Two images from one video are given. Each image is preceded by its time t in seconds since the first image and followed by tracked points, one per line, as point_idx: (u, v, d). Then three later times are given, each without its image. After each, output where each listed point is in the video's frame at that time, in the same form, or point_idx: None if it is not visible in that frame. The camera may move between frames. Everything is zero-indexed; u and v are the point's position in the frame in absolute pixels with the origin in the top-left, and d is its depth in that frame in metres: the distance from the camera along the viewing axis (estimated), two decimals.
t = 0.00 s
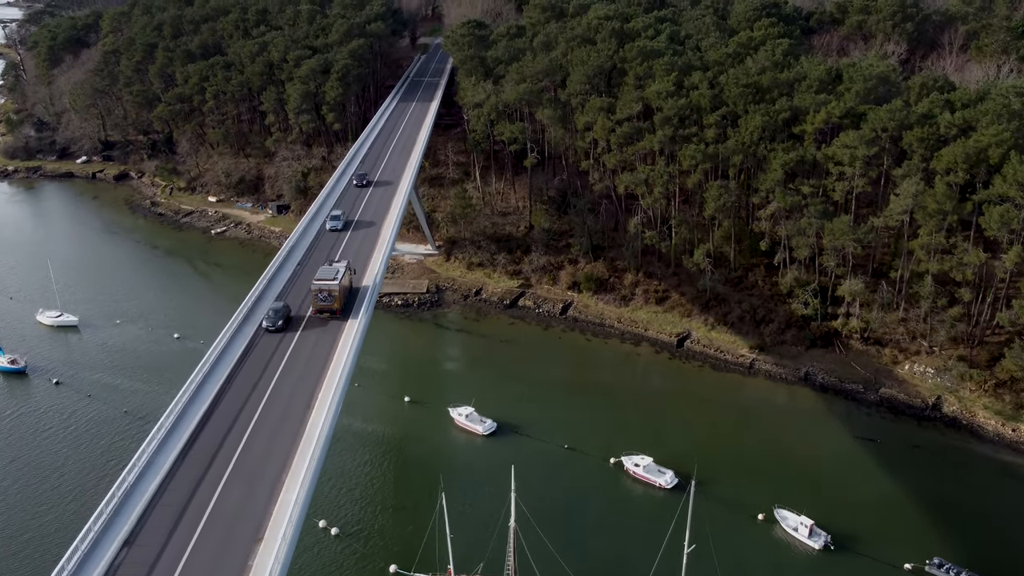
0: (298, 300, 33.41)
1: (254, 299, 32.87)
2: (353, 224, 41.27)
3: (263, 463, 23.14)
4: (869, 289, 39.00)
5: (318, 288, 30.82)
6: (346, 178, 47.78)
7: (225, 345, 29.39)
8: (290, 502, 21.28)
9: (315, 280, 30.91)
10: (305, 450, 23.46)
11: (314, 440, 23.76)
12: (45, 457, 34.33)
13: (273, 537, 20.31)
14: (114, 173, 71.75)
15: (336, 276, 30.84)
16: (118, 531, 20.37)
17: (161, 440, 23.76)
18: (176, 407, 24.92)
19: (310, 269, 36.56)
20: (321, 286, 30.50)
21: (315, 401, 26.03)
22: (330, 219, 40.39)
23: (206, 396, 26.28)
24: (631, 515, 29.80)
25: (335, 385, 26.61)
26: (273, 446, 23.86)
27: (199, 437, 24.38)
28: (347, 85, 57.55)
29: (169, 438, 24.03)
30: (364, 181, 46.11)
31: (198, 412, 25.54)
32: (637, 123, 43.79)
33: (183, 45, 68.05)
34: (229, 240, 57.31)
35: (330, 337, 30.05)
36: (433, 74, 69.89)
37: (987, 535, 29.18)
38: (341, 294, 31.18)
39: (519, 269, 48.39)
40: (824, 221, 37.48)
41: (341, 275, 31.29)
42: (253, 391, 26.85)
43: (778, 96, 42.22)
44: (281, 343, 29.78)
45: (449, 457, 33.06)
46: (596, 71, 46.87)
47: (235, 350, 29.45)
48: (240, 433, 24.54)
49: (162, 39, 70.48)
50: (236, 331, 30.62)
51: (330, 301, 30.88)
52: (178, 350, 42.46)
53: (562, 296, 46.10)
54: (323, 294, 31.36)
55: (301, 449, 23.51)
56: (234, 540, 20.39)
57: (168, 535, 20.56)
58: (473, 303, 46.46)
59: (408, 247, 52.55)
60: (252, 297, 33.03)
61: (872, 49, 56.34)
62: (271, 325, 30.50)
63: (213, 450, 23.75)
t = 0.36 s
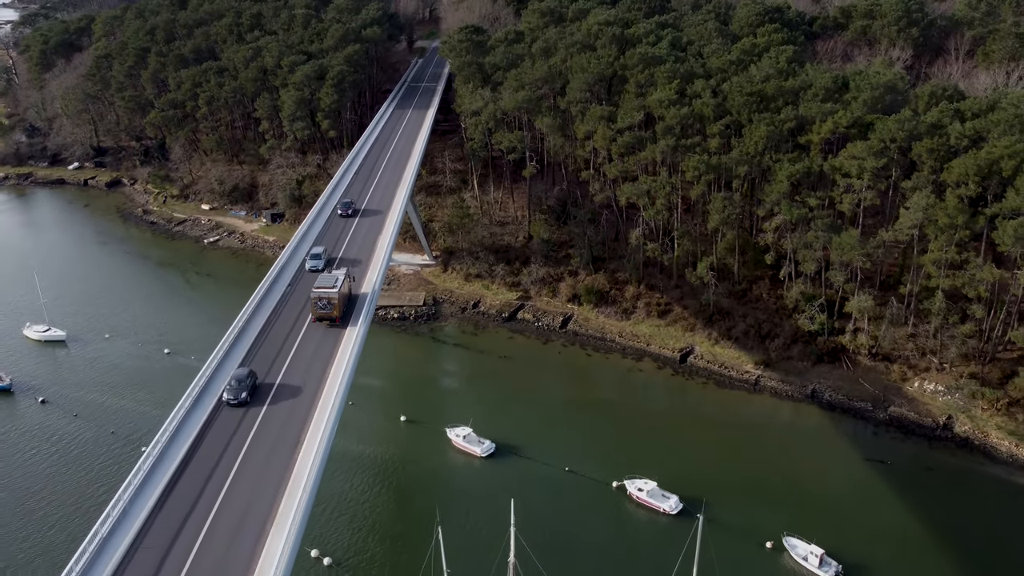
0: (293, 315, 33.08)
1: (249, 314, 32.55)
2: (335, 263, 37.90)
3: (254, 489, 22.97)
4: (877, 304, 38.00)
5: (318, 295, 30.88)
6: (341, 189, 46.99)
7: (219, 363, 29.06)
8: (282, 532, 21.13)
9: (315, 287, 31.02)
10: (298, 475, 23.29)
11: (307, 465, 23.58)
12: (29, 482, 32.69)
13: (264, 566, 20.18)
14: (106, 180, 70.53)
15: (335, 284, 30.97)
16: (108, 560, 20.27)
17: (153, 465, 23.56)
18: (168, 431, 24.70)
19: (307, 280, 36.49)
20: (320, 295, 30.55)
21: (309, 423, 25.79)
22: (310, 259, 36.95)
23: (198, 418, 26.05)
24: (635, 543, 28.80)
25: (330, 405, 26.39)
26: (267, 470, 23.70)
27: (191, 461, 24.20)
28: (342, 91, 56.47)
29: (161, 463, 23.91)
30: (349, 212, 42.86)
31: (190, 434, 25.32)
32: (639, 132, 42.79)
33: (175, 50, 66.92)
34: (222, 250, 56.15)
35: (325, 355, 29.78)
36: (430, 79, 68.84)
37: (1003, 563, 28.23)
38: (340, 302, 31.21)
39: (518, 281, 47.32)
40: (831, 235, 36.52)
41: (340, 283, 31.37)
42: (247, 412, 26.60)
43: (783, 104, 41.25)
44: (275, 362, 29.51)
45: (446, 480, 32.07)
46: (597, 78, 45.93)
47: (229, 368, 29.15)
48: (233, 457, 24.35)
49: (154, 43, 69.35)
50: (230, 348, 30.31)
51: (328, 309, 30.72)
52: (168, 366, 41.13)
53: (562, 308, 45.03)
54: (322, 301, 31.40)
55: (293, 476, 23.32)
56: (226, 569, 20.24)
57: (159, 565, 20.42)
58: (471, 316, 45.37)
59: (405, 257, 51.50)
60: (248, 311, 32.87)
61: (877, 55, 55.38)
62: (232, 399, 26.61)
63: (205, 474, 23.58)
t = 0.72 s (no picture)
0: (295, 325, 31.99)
1: (248, 325, 31.33)
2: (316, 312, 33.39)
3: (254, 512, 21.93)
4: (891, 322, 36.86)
5: (321, 304, 30.04)
6: (342, 197, 45.91)
7: (218, 377, 27.88)
8: (283, 556, 20.11)
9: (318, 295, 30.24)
10: (299, 496, 22.32)
11: (309, 484, 22.61)
12: (14, 508, 31.41)
13: None
14: (102, 186, 69.41)
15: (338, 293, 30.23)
16: None
17: (151, 484, 22.49)
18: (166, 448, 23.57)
19: (310, 284, 35.70)
20: (324, 303, 29.77)
21: (310, 438, 24.78)
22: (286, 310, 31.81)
23: (197, 434, 24.98)
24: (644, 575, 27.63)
25: (332, 419, 25.39)
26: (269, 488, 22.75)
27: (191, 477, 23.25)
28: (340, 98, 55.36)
29: (162, 477, 22.96)
30: (335, 249, 37.97)
31: (190, 451, 24.25)
32: (644, 143, 41.67)
33: (171, 55, 65.85)
34: (218, 260, 55.05)
35: (328, 364, 28.71)
36: (430, 85, 67.73)
37: None
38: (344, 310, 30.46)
39: (520, 294, 46.13)
40: (844, 251, 35.41)
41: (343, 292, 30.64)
42: (248, 427, 25.55)
43: (793, 115, 40.18)
44: (276, 373, 28.36)
45: (447, 507, 30.93)
46: (601, 87, 44.85)
47: (230, 381, 27.96)
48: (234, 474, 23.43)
49: (151, 48, 68.29)
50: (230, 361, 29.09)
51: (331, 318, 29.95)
52: (162, 382, 40.01)
53: (565, 323, 43.90)
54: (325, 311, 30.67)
55: (295, 496, 22.36)
56: None
57: None
58: (472, 330, 44.26)
59: (405, 269, 50.39)
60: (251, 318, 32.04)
61: (887, 62, 54.27)
62: (178, 511, 21.34)
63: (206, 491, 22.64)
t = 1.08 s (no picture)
0: (293, 344, 30.98)
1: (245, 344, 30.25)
2: (293, 377, 28.52)
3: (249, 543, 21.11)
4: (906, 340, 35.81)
5: (326, 311, 30.03)
6: (342, 208, 44.99)
7: (213, 401, 26.80)
8: None
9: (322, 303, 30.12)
10: (297, 525, 21.51)
11: (307, 514, 21.70)
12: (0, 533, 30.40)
13: None
14: (99, 193, 68.49)
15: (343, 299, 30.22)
16: None
17: (144, 516, 21.59)
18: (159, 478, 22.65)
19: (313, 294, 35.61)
20: (328, 310, 29.80)
21: (309, 462, 23.96)
22: (259, 373, 27.84)
23: (192, 460, 24.03)
24: None
25: (331, 443, 24.58)
26: (265, 517, 21.95)
27: (186, 505, 22.48)
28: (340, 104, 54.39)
29: (156, 505, 22.18)
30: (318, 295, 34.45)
31: (184, 479, 23.29)
32: (651, 154, 40.64)
33: (170, 60, 64.95)
34: (215, 270, 54.06)
35: (325, 389, 27.88)
36: (432, 90, 66.81)
37: None
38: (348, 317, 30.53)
39: (523, 307, 45.12)
40: (858, 266, 34.37)
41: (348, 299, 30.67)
42: (246, 449, 24.78)
43: (804, 125, 39.15)
44: (273, 397, 27.36)
45: (449, 533, 29.92)
46: (606, 95, 43.84)
47: (225, 405, 26.90)
48: (230, 501, 22.67)
49: (148, 53, 67.34)
50: (225, 384, 27.99)
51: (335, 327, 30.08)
52: (156, 399, 38.98)
53: (570, 337, 42.87)
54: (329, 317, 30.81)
55: (292, 528, 21.45)
56: None
57: None
58: (474, 344, 43.24)
59: (406, 280, 49.40)
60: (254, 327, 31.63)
61: (898, 69, 53.16)
62: None
63: (201, 521, 21.89)
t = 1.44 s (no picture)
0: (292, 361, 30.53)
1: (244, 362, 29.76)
2: (263, 460, 24.69)
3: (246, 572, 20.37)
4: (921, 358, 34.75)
5: (329, 318, 30.49)
6: (343, 217, 44.17)
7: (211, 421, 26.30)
8: None
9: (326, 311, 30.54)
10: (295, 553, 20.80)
11: (307, 539, 21.12)
12: None
13: None
14: (96, 200, 67.54)
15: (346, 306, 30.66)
16: None
17: (137, 544, 20.91)
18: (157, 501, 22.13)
19: (317, 302, 35.41)
20: (333, 317, 30.19)
21: (307, 490, 23.29)
22: (224, 458, 23.98)
23: (187, 487, 23.33)
24: None
25: (330, 468, 23.95)
26: (263, 545, 21.25)
27: (181, 533, 21.72)
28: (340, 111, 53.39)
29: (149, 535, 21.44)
30: (297, 350, 30.34)
31: (182, 502, 22.81)
32: (658, 164, 39.58)
33: (167, 65, 63.99)
34: (213, 280, 53.08)
35: (325, 410, 27.20)
36: (433, 96, 65.88)
37: None
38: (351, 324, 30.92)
39: (527, 320, 44.09)
40: (873, 282, 33.31)
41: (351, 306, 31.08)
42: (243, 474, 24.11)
43: (816, 136, 38.12)
44: (274, 414, 27.00)
45: (451, 560, 28.88)
46: (612, 103, 42.80)
47: (224, 425, 26.43)
48: (226, 528, 21.93)
49: (146, 58, 66.44)
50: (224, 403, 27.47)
51: (339, 333, 30.50)
52: (148, 417, 37.93)
53: (574, 352, 41.86)
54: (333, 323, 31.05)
55: (290, 552, 20.83)
56: None
57: None
58: (476, 359, 42.23)
59: (406, 291, 48.40)
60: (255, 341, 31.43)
61: (909, 75, 52.07)
62: None
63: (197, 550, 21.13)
